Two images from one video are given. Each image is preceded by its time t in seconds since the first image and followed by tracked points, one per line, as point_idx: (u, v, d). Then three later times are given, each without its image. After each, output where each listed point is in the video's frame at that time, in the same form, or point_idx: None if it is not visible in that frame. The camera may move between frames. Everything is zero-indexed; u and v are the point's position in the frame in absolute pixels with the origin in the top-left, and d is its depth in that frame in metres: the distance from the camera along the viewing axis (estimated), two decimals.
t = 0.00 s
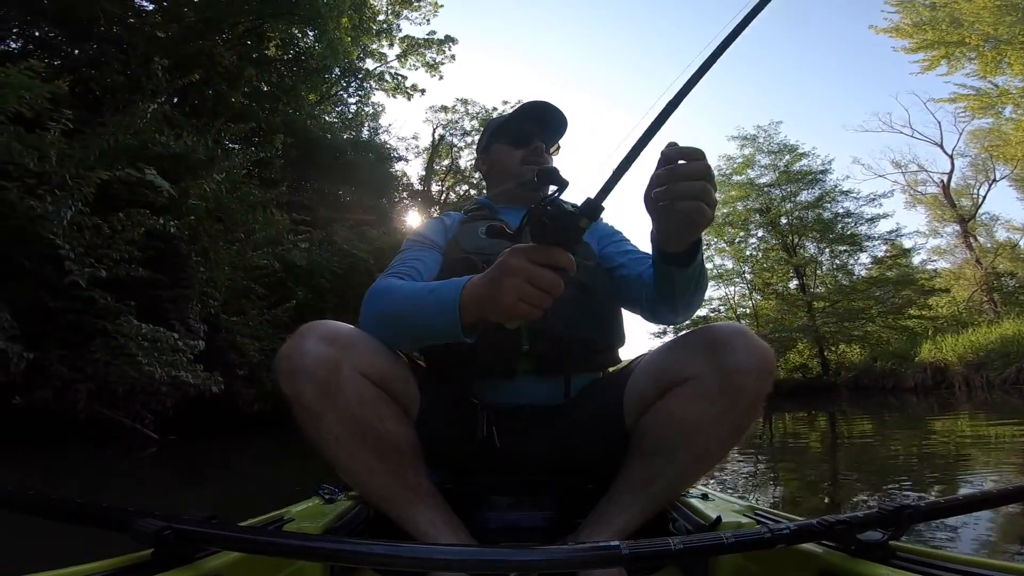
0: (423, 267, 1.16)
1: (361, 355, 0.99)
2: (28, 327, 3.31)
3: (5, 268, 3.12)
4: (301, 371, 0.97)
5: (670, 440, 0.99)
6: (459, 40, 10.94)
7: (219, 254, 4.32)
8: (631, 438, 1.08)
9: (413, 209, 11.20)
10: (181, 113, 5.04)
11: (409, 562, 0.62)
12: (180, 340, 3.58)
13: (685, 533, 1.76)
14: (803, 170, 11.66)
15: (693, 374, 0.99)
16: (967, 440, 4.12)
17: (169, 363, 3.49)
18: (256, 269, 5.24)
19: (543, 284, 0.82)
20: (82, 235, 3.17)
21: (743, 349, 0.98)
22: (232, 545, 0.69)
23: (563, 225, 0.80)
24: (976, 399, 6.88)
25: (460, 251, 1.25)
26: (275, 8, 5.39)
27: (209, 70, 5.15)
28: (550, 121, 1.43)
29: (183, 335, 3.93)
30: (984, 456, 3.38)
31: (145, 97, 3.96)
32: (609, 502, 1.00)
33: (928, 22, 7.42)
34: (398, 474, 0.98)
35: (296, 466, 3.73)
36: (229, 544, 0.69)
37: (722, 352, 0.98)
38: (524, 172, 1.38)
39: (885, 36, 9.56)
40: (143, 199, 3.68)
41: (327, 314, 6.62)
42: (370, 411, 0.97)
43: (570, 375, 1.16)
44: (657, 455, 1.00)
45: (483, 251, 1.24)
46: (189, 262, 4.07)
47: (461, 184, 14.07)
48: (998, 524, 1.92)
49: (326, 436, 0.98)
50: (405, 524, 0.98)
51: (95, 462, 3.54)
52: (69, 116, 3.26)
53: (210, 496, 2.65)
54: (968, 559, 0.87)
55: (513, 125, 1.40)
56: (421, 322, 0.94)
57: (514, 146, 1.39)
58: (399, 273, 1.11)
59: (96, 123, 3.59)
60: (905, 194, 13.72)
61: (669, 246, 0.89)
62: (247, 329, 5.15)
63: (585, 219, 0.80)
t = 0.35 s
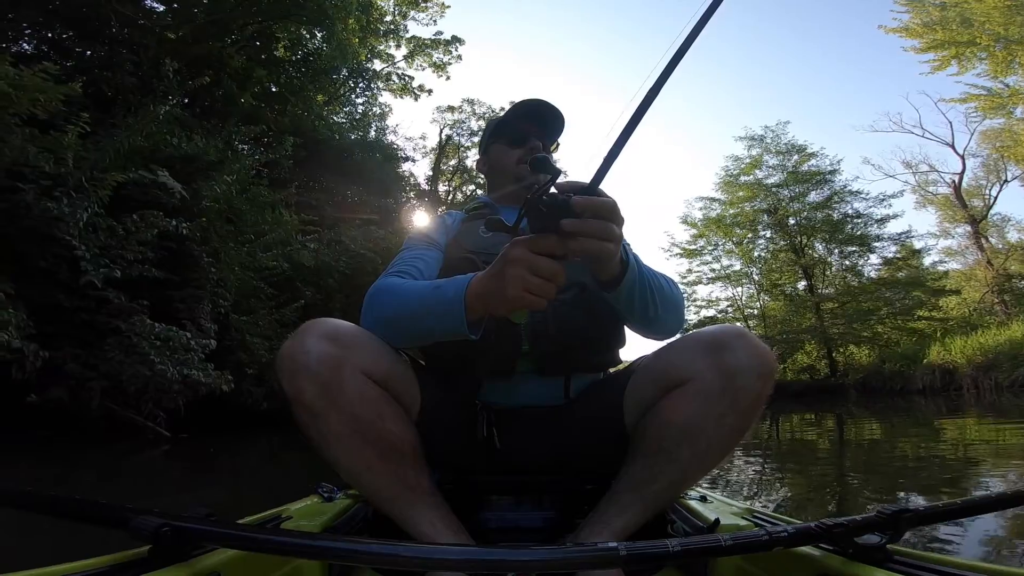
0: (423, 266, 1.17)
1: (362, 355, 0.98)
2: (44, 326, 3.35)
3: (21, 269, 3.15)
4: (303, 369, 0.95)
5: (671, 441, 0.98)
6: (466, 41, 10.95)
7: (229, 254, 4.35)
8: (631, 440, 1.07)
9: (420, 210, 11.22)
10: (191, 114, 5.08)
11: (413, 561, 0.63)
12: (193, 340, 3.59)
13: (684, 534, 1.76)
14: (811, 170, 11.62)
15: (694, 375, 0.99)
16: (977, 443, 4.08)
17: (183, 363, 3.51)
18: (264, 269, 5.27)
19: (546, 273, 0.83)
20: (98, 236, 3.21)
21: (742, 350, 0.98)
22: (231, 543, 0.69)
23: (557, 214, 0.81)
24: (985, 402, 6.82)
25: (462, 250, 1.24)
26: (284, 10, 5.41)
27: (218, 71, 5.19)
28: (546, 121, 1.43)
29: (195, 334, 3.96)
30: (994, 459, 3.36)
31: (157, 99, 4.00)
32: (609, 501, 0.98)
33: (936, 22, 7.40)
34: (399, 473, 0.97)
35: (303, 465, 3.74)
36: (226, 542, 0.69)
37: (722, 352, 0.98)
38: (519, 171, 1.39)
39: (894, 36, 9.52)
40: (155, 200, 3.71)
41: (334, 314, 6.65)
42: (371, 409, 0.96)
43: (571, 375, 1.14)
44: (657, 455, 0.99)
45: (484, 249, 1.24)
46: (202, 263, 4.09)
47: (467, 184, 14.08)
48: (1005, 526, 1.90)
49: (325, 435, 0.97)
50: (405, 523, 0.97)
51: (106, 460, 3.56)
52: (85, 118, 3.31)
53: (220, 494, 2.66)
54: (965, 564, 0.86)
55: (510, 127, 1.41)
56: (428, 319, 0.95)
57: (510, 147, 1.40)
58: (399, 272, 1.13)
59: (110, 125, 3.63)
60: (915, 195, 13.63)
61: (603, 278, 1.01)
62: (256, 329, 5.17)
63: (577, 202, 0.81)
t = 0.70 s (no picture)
0: (423, 268, 1.17)
1: (362, 354, 0.97)
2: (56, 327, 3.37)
3: (34, 271, 3.17)
4: (302, 369, 0.95)
5: (671, 441, 0.96)
6: (470, 41, 10.96)
7: (237, 256, 4.37)
8: (631, 440, 1.06)
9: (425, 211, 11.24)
10: (198, 117, 5.11)
11: (408, 561, 0.62)
12: (203, 341, 3.61)
13: (684, 535, 1.75)
14: (817, 169, 11.59)
15: (694, 376, 0.98)
16: (986, 442, 4.06)
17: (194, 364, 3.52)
18: (272, 271, 5.30)
19: (547, 277, 0.82)
20: (109, 239, 3.23)
21: (743, 351, 0.97)
22: (229, 539, 0.68)
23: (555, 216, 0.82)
24: (992, 401, 6.80)
25: (463, 251, 1.24)
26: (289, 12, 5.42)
27: (225, 74, 5.22)
28: (546, 118, 1.43)
29: (205, 335, 3.98)
30: (1004, 459, 3.34)
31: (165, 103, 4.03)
32: (608, 501, 0.97)
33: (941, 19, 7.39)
34: (398, 473, 0.96)
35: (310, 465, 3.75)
36: (217, 538, 0.68)
37: (722, 353, 0.97)
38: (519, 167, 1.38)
39: (900, 34, 9.48)
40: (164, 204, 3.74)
41: (341, 315, 6.67)
42: (370, 409, 0.95)
43: (571, 377, 1.14)
44: (657, 454, 0.97)
45: (483, 250, 1.23)
46: (210, 265, 4.10)
47: (473, 185, 14.10)
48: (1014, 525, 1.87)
49: (323, 433, 0.96)
50: (403, 524, 0.96)
51: (118, 460, 3.59)
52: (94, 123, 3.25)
53: (230, 494, 2.66)
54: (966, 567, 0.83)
55: (510, 125, 1.41)
56: (427, 323, 0.95)
57: (510, 144, 1.40)
58: (400, 273, 1.12)
59: (119, 129, 3.66)
60: (923, 193, 13.51)
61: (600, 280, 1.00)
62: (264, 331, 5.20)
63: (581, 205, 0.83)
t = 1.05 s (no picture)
0: (423, 267, 1.18)
1: (360, 354, 0.97)
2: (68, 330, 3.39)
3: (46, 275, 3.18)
4: (302, 369, 0.94)
5: (671, 441, 0.96)
6: (473, 42, 10.96)
7: (245, 259, 4.38)
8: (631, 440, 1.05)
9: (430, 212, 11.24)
10: (205, 121, 5.14)
11: (407, 560, 0.62)
12: (213, 343, 3.62)
13: (683, 535, 1.75)
14: (822, 167, 11.56)
15: (694, 376, 0.97)
16: (994, 441, 4.04)
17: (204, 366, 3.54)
18: (279, 273, 5.31)
19: (552, 281, 0.83)
20: (120, 244, 3.24)
21: (743, 351, 0.96)
22: (229, 539, 0.68)
23: (557, 221, 0.81)
24: (999, 400, 6.77)
25: (463, 250, 1.24)
26: (293, 14, 5.42)
27: (230, 77, 5.23)
28: (546, 117, 1.43)
29: (214, 338, 4.00)
30: (1015, 458, 3.31)
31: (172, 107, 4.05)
32: (607, 501, 0.97)
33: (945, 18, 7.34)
34: (398, 474, 0.95)
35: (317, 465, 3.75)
36: (217, 538, 0.68)
37: (722, 353, 0.97)
38: (519, 164, 1.38)
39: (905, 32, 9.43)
40: (173, 208, 3.75)
41: (347, 316, 6.69)
42: (369, 410, 0.94)
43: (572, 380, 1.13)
44: (657, 454, 0.97)
45: (483, 249, 1.22)
46: (219, 268, 4.12)
47: (477, 186, 14.11)
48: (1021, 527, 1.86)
49: (323, 434, 0.95)
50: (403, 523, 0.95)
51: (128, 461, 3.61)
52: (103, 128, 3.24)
53: (240, 493, 2.67)
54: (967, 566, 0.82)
55: (510, 123, 1.42)
56: (425, 326, 0.95)
57: (511, 142, 1.41)
58: (399, 272, 1.13)
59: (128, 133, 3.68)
60: (930, 190, 13.42)
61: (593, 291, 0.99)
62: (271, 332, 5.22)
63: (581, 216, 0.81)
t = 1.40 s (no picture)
0: (418, 266, 1.17)
1: (358, 356, 0.95)
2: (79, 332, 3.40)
3: (58, 278, 3.18)
4: (298, 370, 0.93)
5: (671, 441, 0.95)
6: (475, 43, 10.95)
7: (252, 262, 4.39)
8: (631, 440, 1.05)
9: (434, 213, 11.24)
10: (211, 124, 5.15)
11: (403, 561, 0.61)
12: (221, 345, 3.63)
13: (684, 534, 1.75)
14: (827, 166, 11.52)
15: (693, 376, 0.96)
16: (1002, 441, 4.02)
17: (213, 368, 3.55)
18: (285, 276, 5.32)
19: (517, 276, 0.83)
20: (131, 248, 3.24)
21: (742, 351, 0.96)
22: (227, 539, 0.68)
23: (589, 237, 0.86)
24: (1006, 399, 6.74)
25: (461, 251, 1.23)
26: (296, 17, 5.44)
27: (235, 80, 5.24)
28: (546, 119, 1.43)
29: (222, 340, 4.01)
30: None
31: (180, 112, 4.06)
32: (607, 500, 0.96)
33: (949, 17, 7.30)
34: (396, 474, 0.95)
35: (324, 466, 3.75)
36: (216, 538, 0.68)
37: (722, 353, 0.96)
38: (518, 164, 1.38)
39: (909, 31, 9.37)
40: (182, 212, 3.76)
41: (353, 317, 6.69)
42: (367, 410, 0.93)
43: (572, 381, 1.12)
44: (657, 455, 0.96)
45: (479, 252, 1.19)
46: (227, 271, 4.13)
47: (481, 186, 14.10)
48: None
49: (319, 435, 0.94)
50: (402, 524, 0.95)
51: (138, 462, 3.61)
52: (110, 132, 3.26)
53: (248, 493, 2.68)
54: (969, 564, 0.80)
55: (510, 124, 1.42)
56: (407, 323, 0.96)
57: (510, 142, 1.40)
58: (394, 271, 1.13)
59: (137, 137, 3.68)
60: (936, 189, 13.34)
61: (616, 300, 0.99)
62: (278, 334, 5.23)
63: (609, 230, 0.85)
